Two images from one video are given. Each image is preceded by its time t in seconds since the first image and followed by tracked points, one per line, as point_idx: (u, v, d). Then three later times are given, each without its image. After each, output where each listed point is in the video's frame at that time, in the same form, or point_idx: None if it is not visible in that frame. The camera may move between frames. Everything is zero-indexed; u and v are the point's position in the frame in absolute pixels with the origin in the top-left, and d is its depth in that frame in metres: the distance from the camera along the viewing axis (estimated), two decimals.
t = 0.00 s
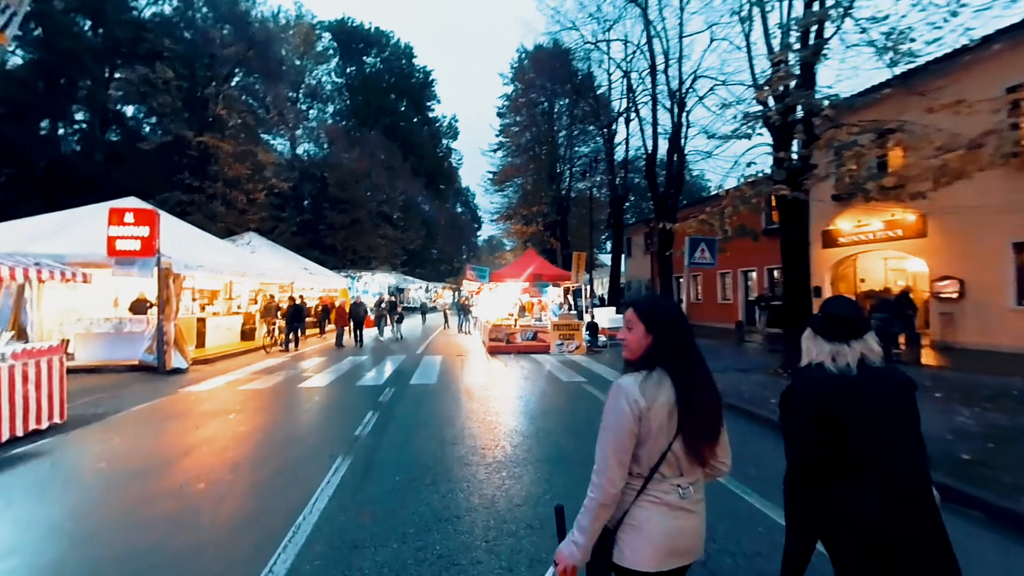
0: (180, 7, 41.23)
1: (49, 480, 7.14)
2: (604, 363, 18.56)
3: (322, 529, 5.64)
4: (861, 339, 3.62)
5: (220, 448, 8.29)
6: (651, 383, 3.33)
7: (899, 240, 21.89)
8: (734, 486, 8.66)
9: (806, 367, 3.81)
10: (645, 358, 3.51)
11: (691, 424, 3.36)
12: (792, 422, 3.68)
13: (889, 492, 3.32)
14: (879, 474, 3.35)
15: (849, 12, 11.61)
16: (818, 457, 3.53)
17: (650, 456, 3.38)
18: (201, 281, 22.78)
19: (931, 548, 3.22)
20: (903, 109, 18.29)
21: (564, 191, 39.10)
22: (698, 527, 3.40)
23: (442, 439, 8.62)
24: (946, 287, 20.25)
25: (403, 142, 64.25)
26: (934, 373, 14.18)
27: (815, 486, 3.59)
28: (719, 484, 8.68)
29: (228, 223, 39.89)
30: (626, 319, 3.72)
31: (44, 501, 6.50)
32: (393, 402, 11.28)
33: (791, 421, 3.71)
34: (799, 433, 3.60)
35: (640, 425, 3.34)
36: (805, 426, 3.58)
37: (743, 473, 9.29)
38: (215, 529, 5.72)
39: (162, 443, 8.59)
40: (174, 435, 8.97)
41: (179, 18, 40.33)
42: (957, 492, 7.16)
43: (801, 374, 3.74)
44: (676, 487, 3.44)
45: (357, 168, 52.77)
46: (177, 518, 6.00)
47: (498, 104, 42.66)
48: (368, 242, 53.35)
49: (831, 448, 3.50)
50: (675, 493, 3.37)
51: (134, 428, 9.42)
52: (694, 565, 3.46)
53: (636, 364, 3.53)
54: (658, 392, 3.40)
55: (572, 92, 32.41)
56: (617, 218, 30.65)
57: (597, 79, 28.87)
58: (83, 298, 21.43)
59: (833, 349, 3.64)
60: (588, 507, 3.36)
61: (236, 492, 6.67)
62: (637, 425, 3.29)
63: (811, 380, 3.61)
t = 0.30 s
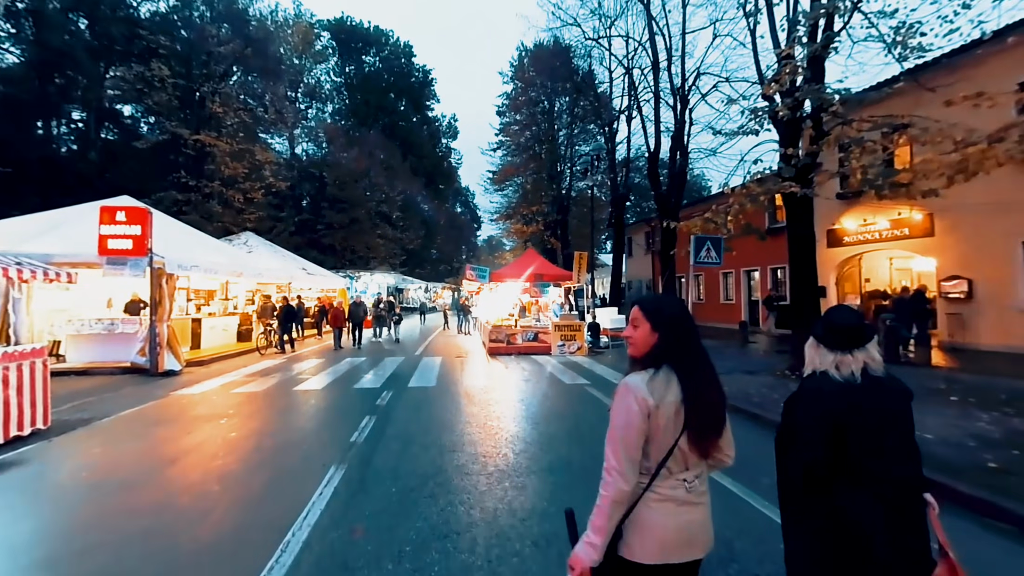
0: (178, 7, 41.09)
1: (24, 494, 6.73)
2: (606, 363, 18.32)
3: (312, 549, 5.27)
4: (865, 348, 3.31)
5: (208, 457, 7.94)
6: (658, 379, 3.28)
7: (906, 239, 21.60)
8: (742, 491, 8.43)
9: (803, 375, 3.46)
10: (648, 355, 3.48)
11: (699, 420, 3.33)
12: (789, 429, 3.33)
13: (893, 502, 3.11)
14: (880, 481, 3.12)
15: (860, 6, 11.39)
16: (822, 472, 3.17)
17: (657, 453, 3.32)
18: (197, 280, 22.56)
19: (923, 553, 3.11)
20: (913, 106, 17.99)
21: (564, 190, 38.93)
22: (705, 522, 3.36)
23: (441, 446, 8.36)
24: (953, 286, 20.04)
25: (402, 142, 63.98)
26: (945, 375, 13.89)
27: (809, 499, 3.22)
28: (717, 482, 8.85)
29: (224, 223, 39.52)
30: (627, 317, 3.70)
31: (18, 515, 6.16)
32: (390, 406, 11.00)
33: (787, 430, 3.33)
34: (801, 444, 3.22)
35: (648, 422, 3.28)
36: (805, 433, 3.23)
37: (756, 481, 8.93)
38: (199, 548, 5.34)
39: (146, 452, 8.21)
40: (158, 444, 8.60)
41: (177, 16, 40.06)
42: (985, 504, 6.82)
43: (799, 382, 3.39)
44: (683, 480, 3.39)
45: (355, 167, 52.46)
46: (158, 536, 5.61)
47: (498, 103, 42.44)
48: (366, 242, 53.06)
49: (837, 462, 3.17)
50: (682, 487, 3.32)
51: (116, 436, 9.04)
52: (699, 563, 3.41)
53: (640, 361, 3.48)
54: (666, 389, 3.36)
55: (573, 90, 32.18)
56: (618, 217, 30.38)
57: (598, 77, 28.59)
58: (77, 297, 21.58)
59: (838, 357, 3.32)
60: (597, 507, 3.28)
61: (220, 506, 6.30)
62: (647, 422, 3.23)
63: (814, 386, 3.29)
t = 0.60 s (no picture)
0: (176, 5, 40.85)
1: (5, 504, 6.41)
2: (610, 365, 18.02)
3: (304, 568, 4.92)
4: (875, 340, 3.48)
5: (198, 466, 7.59)
6: (665, 374, 3.23)
7: (915, 238, 21.34)
8: (758, 499, 8.14)
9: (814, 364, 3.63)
10: (650, 352, 3.43)
11: (707, 415, 3.28)
12: (798, 422, 3.47)
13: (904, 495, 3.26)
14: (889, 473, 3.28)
15: None
16: (831, 463, 3.31)
17: (669, 451, 3.26)
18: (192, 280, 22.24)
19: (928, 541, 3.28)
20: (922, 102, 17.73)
21: (564, 189, 38.59)
22: (720, 521, 3.30)
23: (443, 453, 8.03)
24: (961, 286, 19.79)
25: (401, 141, 63.67)
26: (959, 376, 13.60)
27: (821, 494, 3.33)
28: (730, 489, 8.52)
29: (221, 222, 39.43)
30: (629, 316, 3.64)
31: None
32: (388, 410, 10.64)
33: (796, 421, 3.48)
34: (812, 436, 3.36)
35: (658, 420, 3.22)
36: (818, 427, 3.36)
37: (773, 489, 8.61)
38: (182, 564, 4.99)
39: (134, 460, 7.87)
40: (147, 450, 8.26)
41: (176, 15, 39.89)
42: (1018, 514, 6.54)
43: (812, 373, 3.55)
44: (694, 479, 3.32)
45: (354, 166, 52.10)
46: (137, 553, 5.23)
47: (498, 102, 42.14)
48: (365, 242, 52.67)
49: (846, 452, 3.31)
50: (694, 487, 3.26)
51: (102, 443, 8.68)
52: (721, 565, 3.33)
53: (643, 359, 3.43)
54: (673, 383, 3.32)
55: (574, 88, 31.91)
56: (620, 216, 30.09)
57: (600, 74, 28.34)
58: (70, 297, 21.50)
59: (850, 347, 3.47)
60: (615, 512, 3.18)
61: (207, 518, 5.98)
62: (657, 419, 3.18)
63: (827, 379, 3.44)
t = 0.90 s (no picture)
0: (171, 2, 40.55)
1: None
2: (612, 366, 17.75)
3: None
4: (881, 345, 3.63)
5: (188, 476, 7.29)
6: (656, 382, 3.22)
7: (920, 237, 21.07)
8: (773, 509, 7.84)
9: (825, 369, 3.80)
10: (642, 358, 3.42)
11: (697, 423, 3.26)
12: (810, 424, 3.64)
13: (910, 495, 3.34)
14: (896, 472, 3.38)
15: None
16: (839, 465, 3.46)
17: (659, 459, 3.26)
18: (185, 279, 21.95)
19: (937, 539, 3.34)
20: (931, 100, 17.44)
21: (564, 189, 38.27)
22: (707, 527, 3.32)
23: (443, 463, 7.68)
24: (969, 287, 19.35)
25: (399, 140, 63.37)
26: (972, 379, 13.33)
27: (829, 493, 3.50)
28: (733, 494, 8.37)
29: (216, 220, 38.89)
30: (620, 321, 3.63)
31: None
32: (384, 415, 10.27)
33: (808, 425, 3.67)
34: (819, 438, 3.53)
35: (647, 428, 3.22)
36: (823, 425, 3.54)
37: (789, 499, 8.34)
38: None
39: (123, 471, 7.54)
40: (136, 460, 7.95)
41: (172, 12, 39.48)
42: None
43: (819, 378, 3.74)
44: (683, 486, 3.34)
45: (351, 165, 51.72)
46: None
47: (497, 100, 41.83)
48: (363, 241, 52.28)
49: (852, 454, 3.45)
50: (683, 494, 3.27)
51: (88, 451, 8.35)
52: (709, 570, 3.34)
53: (634, 364, 3.42)
54: (664, 392, 3.30)
55: (573, 85, 31.66)
56: (621, 215, 29.79)
57: (600, 72, 28.02)
58: (59, 296, 21.48)
59: (860, 353, 3.62)
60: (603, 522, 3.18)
61: (191, 536, 5.67)
62: (647, 428, 3.17)
63: (832, 382, 3.61)
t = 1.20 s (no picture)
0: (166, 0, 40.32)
1: None
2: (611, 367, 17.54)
3: None
4: (871, 341, 3.70)
5: (179, 484, 6.98)
6: (651, 378, 3.36)
7: (925, 236, 20.73)
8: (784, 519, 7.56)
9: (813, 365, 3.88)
10: (641, 353, 3.55)
11: (692, 420, 3.41)
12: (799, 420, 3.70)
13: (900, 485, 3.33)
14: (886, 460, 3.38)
15: None
16: (825, 456, 3.51)
17: (652, 453, 3.41)
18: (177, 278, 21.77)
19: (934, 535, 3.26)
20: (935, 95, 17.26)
21: (562, 187, 38.02)
22: (698, 523, 3.46)
23: (441, 471, 7.35)
24: (974, 286, 19.17)
25: (396, 139, 63.07)
26: (980, 379, 13.15)
27: (818, 486, 3.55)
28: (738, 498, 8.34)
29: (209, 218, 38.51)
30: (621, 312, 3.76)
31: None
32: (380, 420, 9.93)
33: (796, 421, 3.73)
34: (804, 433, 3.60)
35: (642, 423, 3.36)
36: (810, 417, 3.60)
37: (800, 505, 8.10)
38: None
39: (110, 478, 7.24)
40: (125, 466, 7.66)
41: (165, 10, 39.33)
42: None
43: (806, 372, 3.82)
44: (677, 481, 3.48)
45: (348, 163, 51.41)
46: None
47: (495, 98, 41.59)
48: (360, 241, 51.93)
49: (837, 448, 3.50)
50: (676, 489, 3.42)
51: (74, 457, 8.04)
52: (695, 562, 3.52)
53: (634, 358, 3.55)
54: (659, 387, 3.43)
55: (572, 83, 31.50)
56: (621, 214, 29.58)
57: (599, 69, 27.82)
58: (47, 295, 21.11)
59: (848, 349, 3.69)
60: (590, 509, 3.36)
61: (173, 553, 5.27)
62: (640, 423, 3.32)
63: (818, 376, 3.69)
